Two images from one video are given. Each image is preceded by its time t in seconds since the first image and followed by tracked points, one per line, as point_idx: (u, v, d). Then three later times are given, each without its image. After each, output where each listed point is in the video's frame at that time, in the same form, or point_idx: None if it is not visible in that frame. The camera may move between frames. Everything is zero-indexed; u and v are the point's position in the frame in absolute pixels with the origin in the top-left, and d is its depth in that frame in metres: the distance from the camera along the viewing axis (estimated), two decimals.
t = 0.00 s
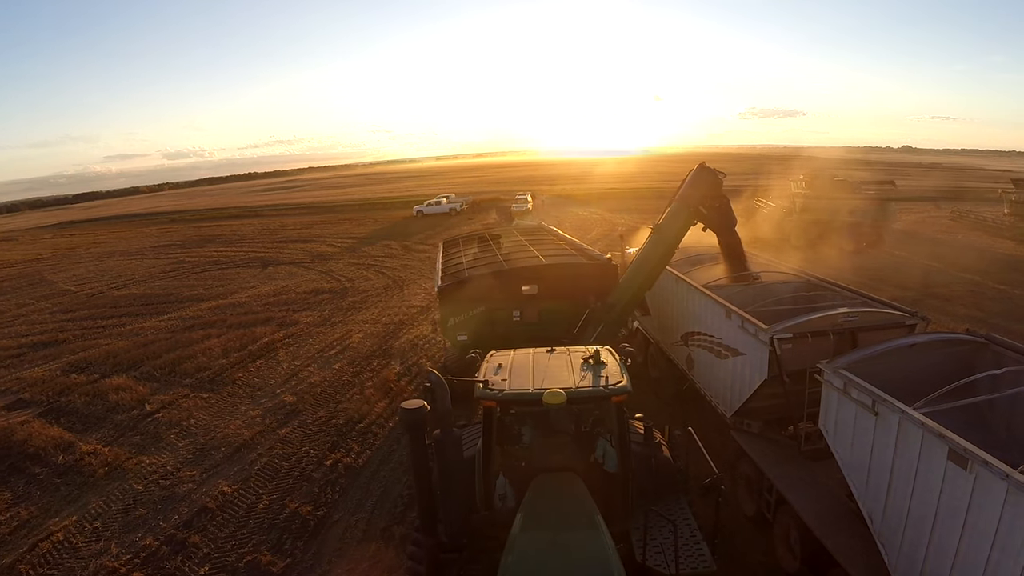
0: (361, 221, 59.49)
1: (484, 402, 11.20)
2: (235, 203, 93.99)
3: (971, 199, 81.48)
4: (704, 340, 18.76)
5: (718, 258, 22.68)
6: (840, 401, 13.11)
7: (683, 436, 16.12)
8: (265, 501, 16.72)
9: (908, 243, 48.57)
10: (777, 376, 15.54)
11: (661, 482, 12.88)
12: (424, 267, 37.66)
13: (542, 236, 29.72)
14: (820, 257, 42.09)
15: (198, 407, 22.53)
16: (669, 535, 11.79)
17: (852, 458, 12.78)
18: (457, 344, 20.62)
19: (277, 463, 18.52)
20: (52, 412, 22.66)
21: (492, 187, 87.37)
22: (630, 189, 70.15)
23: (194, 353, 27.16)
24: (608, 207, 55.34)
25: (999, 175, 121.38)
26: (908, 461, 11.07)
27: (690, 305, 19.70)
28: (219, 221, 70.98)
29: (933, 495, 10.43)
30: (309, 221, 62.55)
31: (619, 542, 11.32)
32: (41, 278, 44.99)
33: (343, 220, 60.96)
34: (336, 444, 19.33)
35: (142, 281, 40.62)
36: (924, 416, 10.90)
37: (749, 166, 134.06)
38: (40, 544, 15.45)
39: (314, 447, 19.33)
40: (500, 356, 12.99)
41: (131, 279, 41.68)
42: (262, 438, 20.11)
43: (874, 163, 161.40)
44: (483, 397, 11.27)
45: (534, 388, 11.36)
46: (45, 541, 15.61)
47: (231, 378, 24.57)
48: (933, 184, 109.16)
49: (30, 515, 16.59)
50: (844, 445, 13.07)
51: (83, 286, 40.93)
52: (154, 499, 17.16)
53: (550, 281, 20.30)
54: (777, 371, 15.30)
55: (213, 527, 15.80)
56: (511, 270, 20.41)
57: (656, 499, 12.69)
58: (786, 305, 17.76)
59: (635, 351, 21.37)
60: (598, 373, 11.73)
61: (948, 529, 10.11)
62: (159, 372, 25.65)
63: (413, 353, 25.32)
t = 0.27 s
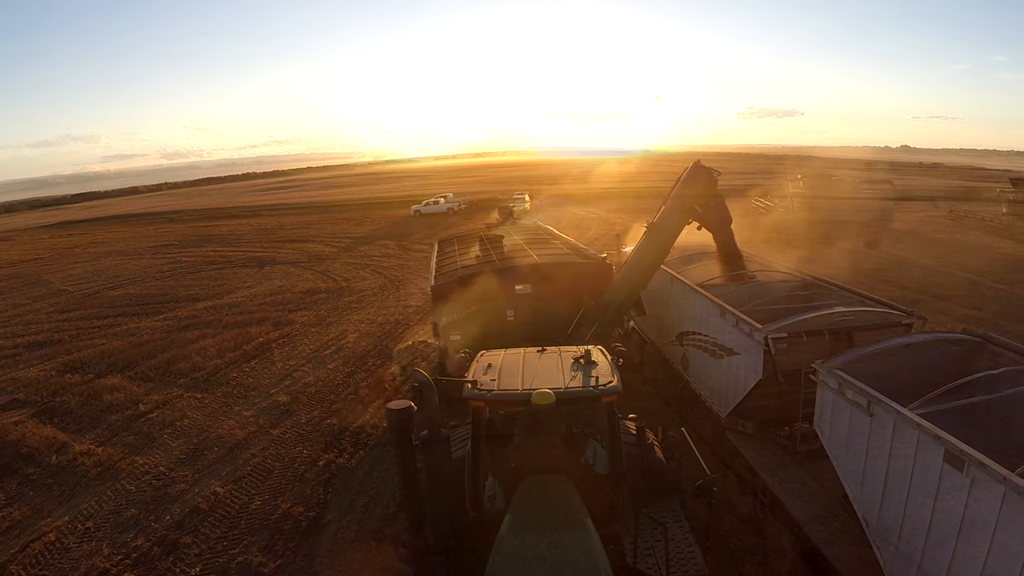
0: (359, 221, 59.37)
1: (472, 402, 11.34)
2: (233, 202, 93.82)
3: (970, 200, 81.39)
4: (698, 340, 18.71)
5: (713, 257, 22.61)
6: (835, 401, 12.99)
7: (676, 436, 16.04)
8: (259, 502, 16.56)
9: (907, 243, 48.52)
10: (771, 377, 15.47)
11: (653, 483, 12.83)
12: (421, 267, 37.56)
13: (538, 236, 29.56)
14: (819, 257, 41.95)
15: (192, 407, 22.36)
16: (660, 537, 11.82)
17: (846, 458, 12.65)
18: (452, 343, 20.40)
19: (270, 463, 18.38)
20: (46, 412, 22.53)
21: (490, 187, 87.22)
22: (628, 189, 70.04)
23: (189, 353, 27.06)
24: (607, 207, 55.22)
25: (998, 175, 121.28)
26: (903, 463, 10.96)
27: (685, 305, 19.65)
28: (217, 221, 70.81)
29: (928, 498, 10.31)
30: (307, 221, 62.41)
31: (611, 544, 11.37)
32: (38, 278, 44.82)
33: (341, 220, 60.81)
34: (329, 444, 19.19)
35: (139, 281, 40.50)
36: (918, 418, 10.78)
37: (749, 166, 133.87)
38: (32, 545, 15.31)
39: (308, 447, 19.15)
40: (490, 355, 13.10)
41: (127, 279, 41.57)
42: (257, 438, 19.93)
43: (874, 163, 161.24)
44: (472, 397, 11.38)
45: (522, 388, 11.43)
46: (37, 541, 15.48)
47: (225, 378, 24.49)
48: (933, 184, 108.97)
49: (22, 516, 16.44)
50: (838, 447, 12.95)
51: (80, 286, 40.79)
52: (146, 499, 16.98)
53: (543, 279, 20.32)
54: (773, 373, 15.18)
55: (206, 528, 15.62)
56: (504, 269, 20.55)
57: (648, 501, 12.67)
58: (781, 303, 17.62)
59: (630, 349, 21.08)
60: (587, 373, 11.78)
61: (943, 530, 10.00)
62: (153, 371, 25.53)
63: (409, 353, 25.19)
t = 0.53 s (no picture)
0: (358, 220, 59.26)
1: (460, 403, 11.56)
2: (233, 202, 93.76)
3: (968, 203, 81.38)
4: (695, 340, 18.69)
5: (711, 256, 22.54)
6: (831, 402, 12.91)
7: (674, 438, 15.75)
8: (249, 505, 16.34)
9: (905, 244, 48.44)
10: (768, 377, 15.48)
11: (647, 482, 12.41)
12: (419, 267, 37.44)
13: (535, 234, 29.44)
14: (819, 257, 41.78)
15: (187, 408, 22.19)
16: (655, 538, 11.35)
17: (842, 460, 12.54)
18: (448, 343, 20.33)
19: (264, 465, 18.26)
20: (41, 412, 22.42)
21: (489, 187, 87.06)
22: (627, 188, 69.91)
23: (186, 353, 26.98)
24: (606, 206, 55.07)
25: (998, 176, 121.23)
26: (900, 464, 10.82)
27: (683, 304, 19.62)
28: (215, 220, 70.71)
29: (926, 500, 10.17)
30: (306, 221, 62.31)
31: (603, 542, 10.81)
32: (36, 278, 44.71)
33: (340, 220, 60.69)
34: (323, 444, 18.99)
35: (137, 281, 40.39)
36: (916, 418, 10.65)
37: (749, 166, 133.75)
38: (26, 546, 15.21)
39: (303, 450, 18.93)
40: (483, 355, 13.29)
41: (125, 279, 41.45)
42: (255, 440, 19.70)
43: (874, 164, 161.11)
44: (461, 396, 11.58)
45: (513, 389, 11.49)
46: (32, 542, 15.37)
47: (219, 377, 24.41)
48: (933, 184, 108.84)
49: (17, 516, 16.31)
50: (835, 448, 12.84)
51: (77, 287, 40.67)
52: (139, 501, 16.86)
53: (539, 278, 20.36)
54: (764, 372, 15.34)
55: (201, 531, 15.49)
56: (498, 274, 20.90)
57: (642, 501, 12.18)
58: (780, 303, 17.47)
59: (629, 344, 20.57)
60: (581, 373, 11.75)
61: (942, 529, 9.85)
62: (149, 371, 25.41)
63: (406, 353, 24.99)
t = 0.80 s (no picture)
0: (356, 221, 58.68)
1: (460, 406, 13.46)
2: (232, 202, 93.44)
3: (966, 207, 81.74)
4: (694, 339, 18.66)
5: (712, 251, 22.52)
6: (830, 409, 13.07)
7: (674, 431, 15.43)
8: (248, 500, 13.87)
9: (903, 250, 48.72)
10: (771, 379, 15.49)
11: (645, 482, 12.79)
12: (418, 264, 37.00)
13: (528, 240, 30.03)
14: (818, 257, 41.88)
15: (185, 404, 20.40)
16: (651, 537, 11.38)
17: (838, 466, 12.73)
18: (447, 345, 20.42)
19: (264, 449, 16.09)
20: (32, 410, 21.54)
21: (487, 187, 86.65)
22: (626, 189, 69.81)
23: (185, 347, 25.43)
24: (607, 206, 54.98)
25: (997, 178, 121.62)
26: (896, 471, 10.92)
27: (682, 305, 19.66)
28: (215, 220, 70.44)
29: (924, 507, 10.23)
30: (303, 222, 61.64)
31: (600, 548, 11.08)
32: (33, 279, 44.33)
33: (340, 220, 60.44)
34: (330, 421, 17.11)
35: (131, 283, 39.67)
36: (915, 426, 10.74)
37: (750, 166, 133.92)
38: (18, 550, 13.79)
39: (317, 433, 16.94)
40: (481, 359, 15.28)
41: (119, 281, 40.69)
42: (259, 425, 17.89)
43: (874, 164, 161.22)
44: (460, 401, 13.46)
45: (510, 393, 13.46)
46: (26, 545, 14.01)
47: (219, 369, 22.59)
48: (933, 185, 108.92)
49: (11, 519, 15.08)
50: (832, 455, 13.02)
51: (70, 289, 39.84)
52: (135, 504, 15.06)
53: (537, 281, 21.91)
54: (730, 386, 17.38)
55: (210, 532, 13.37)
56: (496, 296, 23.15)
57: (636, 502, 12.27)
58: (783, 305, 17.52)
59: (619, 346, 20.48)
60: (575, 378, 13.63)
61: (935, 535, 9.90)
62: (146, 365, 24.08)
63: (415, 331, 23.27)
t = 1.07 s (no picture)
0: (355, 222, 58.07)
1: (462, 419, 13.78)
2: (230, 202, 92.89)
3: (967, 207, 81.68)
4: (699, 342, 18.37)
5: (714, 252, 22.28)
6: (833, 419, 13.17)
7: (682, 435, 15.30)
8: (240, 507, 13.19)
9: (905, 250, 48.53)
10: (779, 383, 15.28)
11: (656, 494, 12.95)
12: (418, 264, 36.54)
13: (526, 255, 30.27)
14: (820, 258, 41.62)
15: (176, 408, 18.79)
16: (650, 532, 11.80)
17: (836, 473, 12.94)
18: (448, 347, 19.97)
19: (257, 454, 15.29)
20: (18, 409, 20.65)
21: (485, 187, 86.14)
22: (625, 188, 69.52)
23: (181, 349, 24.32)
24: (608, 206, 54.53)
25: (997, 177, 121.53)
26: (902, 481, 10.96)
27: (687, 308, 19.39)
28: (213, 220, 69.89)
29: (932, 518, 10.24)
30: (301, 222, 60.99)
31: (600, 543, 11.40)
32: (27, 280, 43.73)
33: (339, 220, 59.93)
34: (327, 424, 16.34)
35: (126, 285, 38.99)
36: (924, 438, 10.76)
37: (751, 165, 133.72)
38: None
39: (320, 438, 15.62)
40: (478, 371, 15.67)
41: (114, 283, 40.01)
42: (257, 429, 16.45)
43: (875, 164, 160.96)
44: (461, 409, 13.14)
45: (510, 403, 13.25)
46: None
47: (213, 372, 21.15)
48: (933, 185, 108.84)
49: None
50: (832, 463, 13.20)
51: (63, 292, 39.12)
52: (119, 521, 13.47)
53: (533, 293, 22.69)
54: (728, 393, 17.80)
55: (204, 554, 11.95)
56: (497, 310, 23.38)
57: (635, 501, 12.72)
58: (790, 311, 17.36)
59: (622, 346, 20.31)
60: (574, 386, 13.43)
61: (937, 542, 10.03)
62: (140, 367, 23.00)
63: (421, 332, 22.33)
